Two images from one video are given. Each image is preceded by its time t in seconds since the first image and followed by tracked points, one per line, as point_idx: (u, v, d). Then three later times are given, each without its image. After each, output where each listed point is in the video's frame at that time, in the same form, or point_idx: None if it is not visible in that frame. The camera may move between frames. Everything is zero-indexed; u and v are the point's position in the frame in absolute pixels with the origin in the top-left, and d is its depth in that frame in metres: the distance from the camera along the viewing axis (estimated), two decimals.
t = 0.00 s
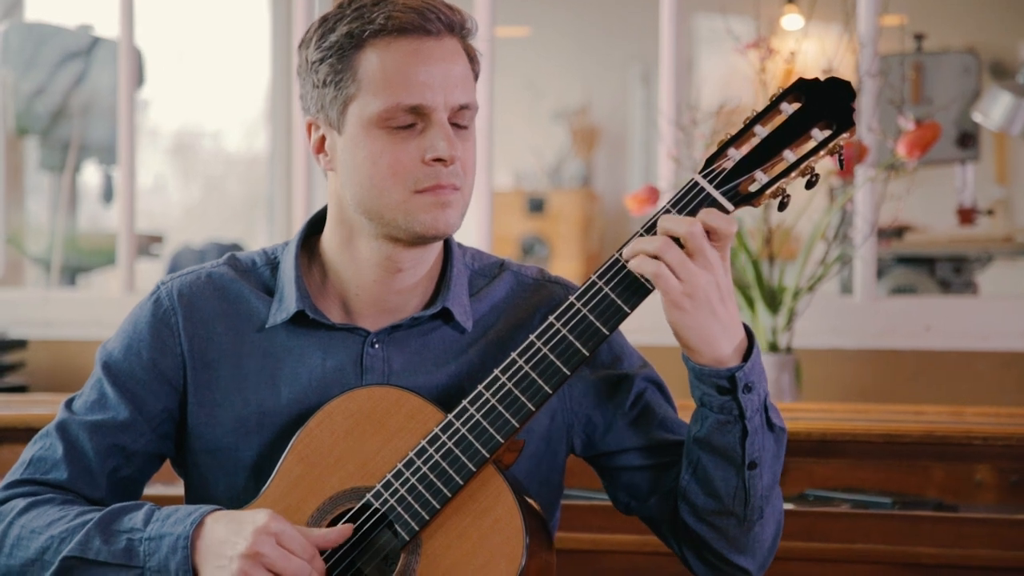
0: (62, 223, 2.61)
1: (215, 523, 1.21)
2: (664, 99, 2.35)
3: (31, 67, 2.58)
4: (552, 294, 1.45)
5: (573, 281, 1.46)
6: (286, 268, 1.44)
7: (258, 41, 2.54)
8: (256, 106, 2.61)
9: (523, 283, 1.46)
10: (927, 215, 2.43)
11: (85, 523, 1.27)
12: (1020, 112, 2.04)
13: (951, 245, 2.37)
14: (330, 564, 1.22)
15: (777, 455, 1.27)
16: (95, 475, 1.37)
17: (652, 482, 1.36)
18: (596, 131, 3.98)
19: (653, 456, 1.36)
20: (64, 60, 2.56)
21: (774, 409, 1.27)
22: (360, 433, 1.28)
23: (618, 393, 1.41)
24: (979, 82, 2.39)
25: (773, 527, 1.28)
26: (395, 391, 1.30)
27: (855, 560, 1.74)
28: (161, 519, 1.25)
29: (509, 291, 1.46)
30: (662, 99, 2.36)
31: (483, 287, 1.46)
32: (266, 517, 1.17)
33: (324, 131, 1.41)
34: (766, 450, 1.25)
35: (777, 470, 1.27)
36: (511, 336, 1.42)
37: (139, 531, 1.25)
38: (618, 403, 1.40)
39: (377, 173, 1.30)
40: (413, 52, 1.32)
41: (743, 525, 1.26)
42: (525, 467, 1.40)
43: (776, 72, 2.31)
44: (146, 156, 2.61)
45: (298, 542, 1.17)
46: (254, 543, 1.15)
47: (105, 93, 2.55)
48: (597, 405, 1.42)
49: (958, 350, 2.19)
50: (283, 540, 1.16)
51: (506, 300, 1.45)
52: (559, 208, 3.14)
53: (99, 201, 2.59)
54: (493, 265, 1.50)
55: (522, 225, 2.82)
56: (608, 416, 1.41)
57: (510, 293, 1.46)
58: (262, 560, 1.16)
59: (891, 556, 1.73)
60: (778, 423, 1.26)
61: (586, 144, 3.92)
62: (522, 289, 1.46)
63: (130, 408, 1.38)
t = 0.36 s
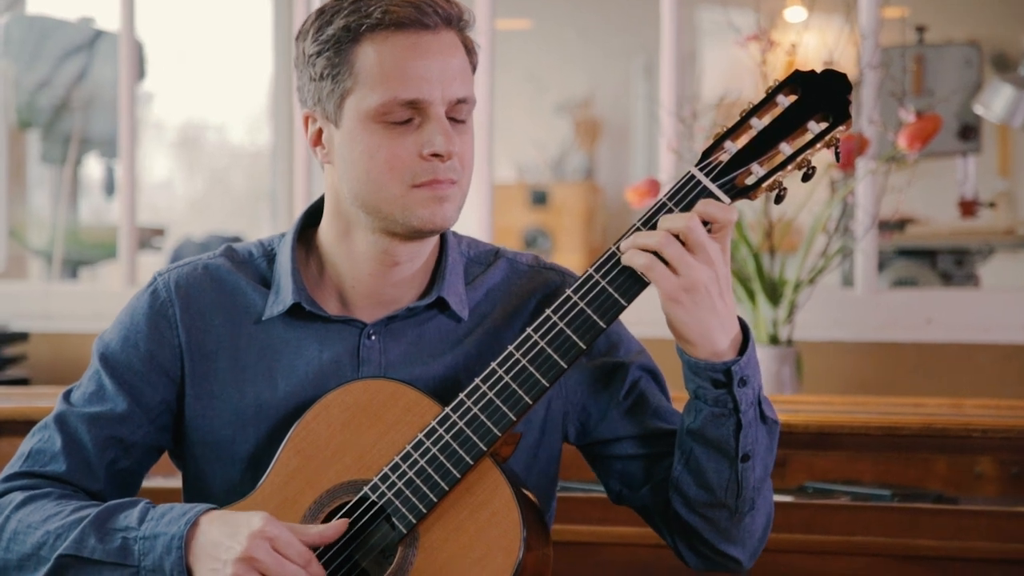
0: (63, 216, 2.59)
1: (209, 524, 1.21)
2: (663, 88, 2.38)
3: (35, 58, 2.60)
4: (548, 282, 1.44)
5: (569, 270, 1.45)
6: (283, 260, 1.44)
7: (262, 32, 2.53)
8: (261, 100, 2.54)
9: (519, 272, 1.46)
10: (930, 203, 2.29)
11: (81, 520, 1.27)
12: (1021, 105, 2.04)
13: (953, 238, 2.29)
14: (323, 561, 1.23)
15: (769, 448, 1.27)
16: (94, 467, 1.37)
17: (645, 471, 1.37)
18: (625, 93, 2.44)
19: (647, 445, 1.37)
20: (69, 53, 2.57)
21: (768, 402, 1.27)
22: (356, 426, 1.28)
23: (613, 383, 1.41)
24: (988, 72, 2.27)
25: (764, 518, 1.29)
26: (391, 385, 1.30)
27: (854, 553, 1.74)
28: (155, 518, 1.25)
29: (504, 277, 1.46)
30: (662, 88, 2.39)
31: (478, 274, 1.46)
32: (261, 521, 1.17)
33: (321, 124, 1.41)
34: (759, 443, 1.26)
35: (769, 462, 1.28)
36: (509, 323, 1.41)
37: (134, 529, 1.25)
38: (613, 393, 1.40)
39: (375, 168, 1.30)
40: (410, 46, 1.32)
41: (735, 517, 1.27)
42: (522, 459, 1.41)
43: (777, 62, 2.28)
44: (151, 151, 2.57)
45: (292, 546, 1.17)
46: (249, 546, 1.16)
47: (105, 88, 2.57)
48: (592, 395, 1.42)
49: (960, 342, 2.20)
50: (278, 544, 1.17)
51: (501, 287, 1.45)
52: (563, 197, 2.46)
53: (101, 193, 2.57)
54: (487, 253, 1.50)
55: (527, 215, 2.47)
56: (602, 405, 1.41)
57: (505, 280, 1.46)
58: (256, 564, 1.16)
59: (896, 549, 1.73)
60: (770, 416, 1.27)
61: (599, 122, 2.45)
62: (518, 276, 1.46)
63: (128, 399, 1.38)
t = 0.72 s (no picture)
0: (80, 203, 2.60)
1: (218, 513, 1.21)
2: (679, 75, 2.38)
3: (53, 47, 2.60)
4: (559, 270, 1.44)
5: (580, 256, 1.45)
6: (294, 249, 1.44)
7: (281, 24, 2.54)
8: (280, 88, 2.55)
9: (530, 258, 1.46)
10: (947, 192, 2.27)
11: (91, 507, 1.27)
12: None
13: (969, 226, 2.27)
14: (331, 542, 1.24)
15: (785, 428, 1.27)
16: (106, 454, 1.38)
17: (662, 455, 1.36)
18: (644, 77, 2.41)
19: (662, 429, 1.36)
20: (85, 42, 2.58)
21: (783, 382, 1.27)
22: (366, 414, 1.28)
23: (627, 368, 1.41)
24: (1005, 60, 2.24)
25: (782, 497, 1.29)
26: (402, 371, 1.30)
27: (866, 541, 1.73)
28: (163, 506, 1.26)
29: (515, 265, 1.46)
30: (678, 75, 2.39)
31: (489, 262, 1.46)
32: (267, 509, 1.18)
33: (332, 117, 1.41)
34: (776, 423, 1.25)
35: (786, 443, 1.27)
36: (520, 310, 1.41)
37: (143, 518, 1.26)
38: (626, 378, 1.40)
39: (382, 166, 1.31)
40: (419, 45, 1.30)
41: (754, 497, 1.26)
42: (534, 447, 1.41)
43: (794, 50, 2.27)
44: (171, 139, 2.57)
45: (298, 532, 1.18)
46: (256, 535, 1.17)
47: (122, 77, 2.58)
48: (607, 380, 1.41)
49: (977, 330, 2.19)
50: (284, 532, 1.17)
51: (512, 275, 1.45)
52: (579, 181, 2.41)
53: (119, 180, 2.58)
54: (498, 239, 1.49)
55: (542, 203, 2.44)
56: (615, 391, 1.41)
57: (516, 267, 1.46)
58: (263, 553, 1.17)
59: (904, 536, 1.72)
60: (786, 395, 1.27)
61: (616, 110, 2.40)
62: (528, 263, 1.46)
63: (141, 387, 1.39)
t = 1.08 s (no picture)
0: (87, 191, 2.61)
1: (225, 505, 1.21)
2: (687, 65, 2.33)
3: (61, 35, 2.60)
4: (563, 257, 1.43)
5: (584, 243, 1.45)
6: (298, 239, 1.44)
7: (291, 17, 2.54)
8: (289, 78, 2.57)
9: (534, 245, 1.46)
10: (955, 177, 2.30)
11: (97, 497, 1.28)
12: None
13: (977, 214, 2.30)
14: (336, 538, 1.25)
15: (788, 416, 1.27)
16: (111, 441, 1.38)
17: (665, 443, 1.37)
18: (650, 74, 2.74)
19: (665, 417, 1.37)
20: (93, 32, 2.58)
21: (784, 370, 1.26)
22: (369, 402, 1.29)
23: (629, 358, 1.41)
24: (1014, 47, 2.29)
25: (786, 483, 1.29)
26: (407, 360, 1.30)
27: (872, 529, 1.73)
28: (170, 497, 1.25)
29: (519, 253, 1.46)
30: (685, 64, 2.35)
31: (494, 250, 1.46)
32: (276, 502, 1.18)
33: (335, 111, 1.41)
34: (778, 412, 1.25)
35: (788, 431, 1.27)
36: (524, 300, 1.41)
37: (149, 508, 1.26)
38: (629, 368, 1.40)
39: (381, 168, 1.30)
40: (420, 50, 1.28)
41: (757, 485, 1.27)
42: (537, 435, 1.41)
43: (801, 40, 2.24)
44: (180, 126, 2.60)
45: (306, 528, 1.18)
46: (264, 528, 1.17)
47: (131, 67, 2.57)
48: (611, 369, 1.42)
49: (984, 318, 2.18)
50: (293, 525, 1.17)
51: (515, 263, 1.45)
52: (586, 174, 2.61)
53: (126, 169, 2.58)
54: (503, 227, 1.49)
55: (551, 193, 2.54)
56: (619, 380, 1.41)
57: (520, 255, 1.45)
58: (272, 546, 1.17)
59: (912, 526, 1.72)
60: (788, 383, 1.26)
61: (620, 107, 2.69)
62: (532, 251, 1.45)
63: (146, 374, 1.39)
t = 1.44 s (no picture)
0: (94, 180, 2.61)
1: (221, 484, 1.22)
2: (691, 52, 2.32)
3: (70, 25, 2.59)
4: (565, 249, 1.44)
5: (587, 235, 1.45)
6: (300, 229, 1.44)
7: (299, 9, 2.55)
8: (297, 67, 2.58)
9: (538, 237, 1.47)
10: (960, 168, 2.31)
11: (97, 480, 1.28)
12: None
13: (983, 203, 2.30)
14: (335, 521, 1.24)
15: (786, 410, 1.27)
16: (111, 431, 1.39)
17: (666, 436, 1.37)
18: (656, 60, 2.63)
19: (665, 411, 1.37)
20: (101, 22, 2.58)
21: (782, 362, 1.26)
22: (370, 391, 1.29)
23: (632, 351, 1.41)
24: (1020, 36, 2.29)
25: (785, 478, 1.29)
26: (407, 348, 1.30)
27: (874, 518, 1.73)
28: (168, 478, 1.26)
29: (523, 245, 1.46)
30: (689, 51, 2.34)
31: (497, 242, 1.46)
32: (268, 479, 1.19)
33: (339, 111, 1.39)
34: (775, 405, 1.25)
35: (786, 424, 1.27)
36: (528, 291, 1.41)
37: (148, 489, 1.27)
38: (632, 361, 1.40)
39: (381, 180, 1.29)
40: (423, 71, 1.24)
41: (755, 480, 1.26)
42: (537, 427, 1.40)
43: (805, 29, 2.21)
44: (190, 115, 2.61)
45: (300, 504, 1.18)
46: (256, 504, 1.17)
47: (138, 56, 2.57)
48: (613, 362, 1.42)
49: (989, 308, 2.18)
50: (284, 500, 1.18)
51: (519, 255, 1.45)
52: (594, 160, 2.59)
53: (132, 159, 2.59)
54: (507, 219, 1.50)
55: (559, 181, 2.46)
56: (621, 373, 1.41)
57: (523, 247, 1.46)
58: (265, 521, 1.17)
59: (918, 515, 1.72)
60: (786, 376, 1.26)
61: (627, 93, 2.64)
62: (535, 243, 1.46)
63: (147, 364, 1.40)
